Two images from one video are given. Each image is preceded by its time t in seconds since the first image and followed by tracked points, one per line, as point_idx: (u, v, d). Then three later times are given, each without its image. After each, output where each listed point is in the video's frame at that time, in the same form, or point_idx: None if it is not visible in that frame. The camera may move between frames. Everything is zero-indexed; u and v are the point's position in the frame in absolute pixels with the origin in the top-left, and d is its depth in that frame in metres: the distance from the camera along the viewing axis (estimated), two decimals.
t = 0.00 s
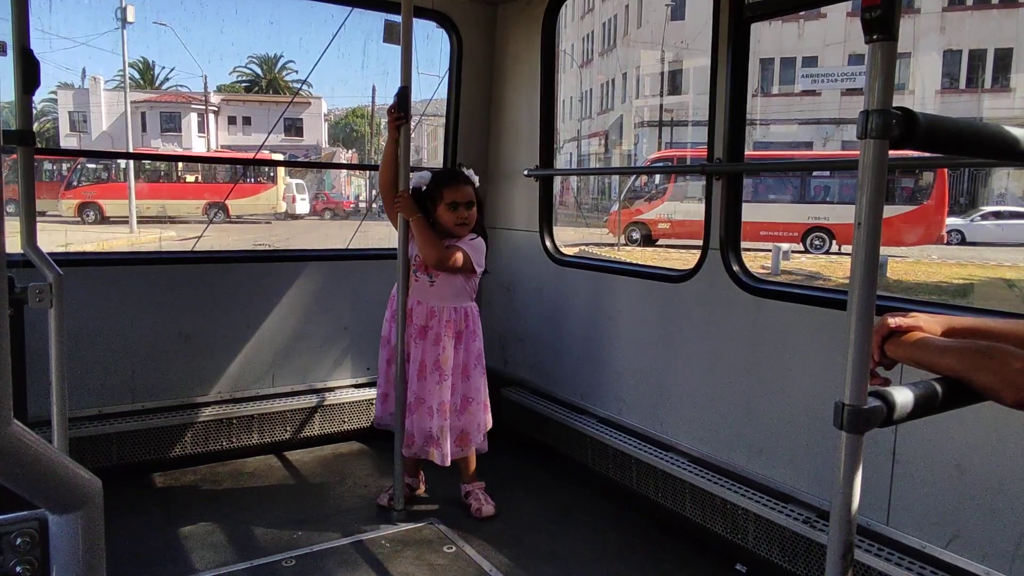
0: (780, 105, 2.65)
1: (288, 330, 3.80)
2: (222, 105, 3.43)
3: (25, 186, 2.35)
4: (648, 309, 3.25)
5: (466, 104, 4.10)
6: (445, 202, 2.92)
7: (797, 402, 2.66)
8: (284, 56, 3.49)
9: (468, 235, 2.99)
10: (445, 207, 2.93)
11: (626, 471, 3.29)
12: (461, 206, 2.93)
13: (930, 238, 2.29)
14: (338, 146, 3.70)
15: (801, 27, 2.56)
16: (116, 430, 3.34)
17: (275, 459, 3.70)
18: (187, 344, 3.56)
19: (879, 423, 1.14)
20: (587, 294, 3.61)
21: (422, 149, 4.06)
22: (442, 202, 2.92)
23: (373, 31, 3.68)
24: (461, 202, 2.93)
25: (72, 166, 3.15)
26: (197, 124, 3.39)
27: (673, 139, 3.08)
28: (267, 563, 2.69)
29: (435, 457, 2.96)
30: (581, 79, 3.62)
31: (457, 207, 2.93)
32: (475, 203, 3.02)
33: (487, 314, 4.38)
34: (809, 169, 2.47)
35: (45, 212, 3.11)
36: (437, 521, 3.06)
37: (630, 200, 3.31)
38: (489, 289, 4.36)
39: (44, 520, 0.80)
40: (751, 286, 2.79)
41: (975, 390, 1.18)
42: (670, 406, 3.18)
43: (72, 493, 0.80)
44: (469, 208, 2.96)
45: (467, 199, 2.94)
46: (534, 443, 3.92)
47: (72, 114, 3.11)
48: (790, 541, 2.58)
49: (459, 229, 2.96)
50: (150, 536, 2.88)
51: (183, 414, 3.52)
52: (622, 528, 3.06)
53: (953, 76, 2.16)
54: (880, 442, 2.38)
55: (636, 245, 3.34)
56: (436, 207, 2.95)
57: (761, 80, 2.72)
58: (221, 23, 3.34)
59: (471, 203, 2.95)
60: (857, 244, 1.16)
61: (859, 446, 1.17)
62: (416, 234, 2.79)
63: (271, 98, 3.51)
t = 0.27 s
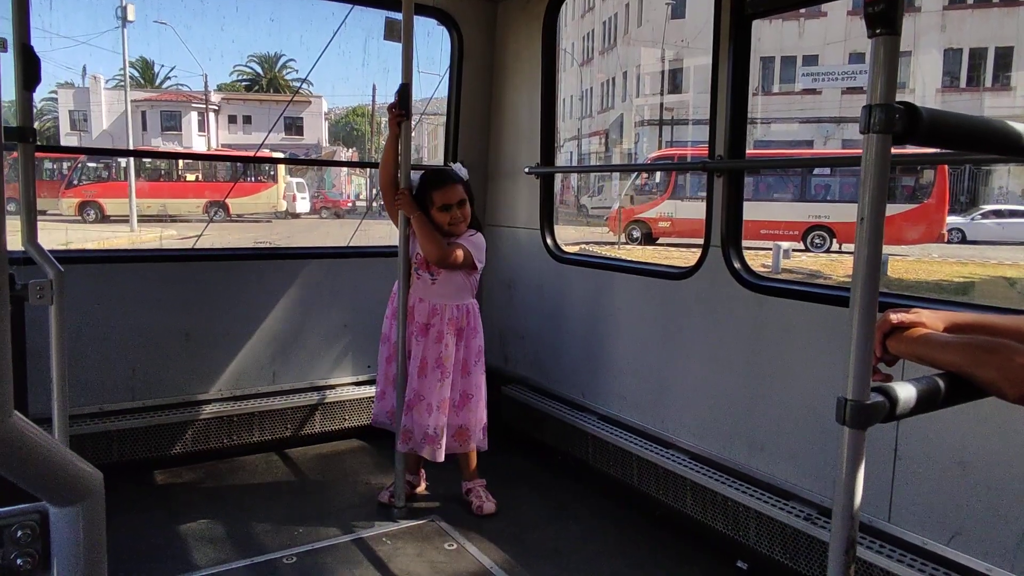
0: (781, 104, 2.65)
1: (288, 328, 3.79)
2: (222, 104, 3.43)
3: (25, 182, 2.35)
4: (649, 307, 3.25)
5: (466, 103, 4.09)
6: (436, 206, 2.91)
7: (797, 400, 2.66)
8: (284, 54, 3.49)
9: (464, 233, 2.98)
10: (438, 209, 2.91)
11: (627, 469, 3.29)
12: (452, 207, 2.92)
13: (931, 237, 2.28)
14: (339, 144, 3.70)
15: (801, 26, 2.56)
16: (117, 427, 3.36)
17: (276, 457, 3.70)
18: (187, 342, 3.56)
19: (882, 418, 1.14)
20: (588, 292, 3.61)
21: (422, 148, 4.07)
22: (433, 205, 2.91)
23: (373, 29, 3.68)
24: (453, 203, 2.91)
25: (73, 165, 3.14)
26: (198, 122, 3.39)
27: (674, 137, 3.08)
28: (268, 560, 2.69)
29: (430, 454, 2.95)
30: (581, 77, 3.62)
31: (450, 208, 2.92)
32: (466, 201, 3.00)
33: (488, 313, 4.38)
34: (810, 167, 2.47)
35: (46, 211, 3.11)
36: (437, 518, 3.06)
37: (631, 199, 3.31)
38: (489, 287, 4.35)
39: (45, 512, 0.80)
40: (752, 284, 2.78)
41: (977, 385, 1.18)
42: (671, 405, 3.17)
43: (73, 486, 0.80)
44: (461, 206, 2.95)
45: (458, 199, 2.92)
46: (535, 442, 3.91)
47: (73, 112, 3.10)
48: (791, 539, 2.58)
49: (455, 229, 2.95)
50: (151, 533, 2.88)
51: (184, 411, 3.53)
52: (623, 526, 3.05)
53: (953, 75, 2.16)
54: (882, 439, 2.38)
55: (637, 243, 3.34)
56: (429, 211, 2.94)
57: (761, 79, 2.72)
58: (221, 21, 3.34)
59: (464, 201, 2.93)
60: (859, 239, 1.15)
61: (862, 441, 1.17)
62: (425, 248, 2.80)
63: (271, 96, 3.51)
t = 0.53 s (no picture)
0: (781, 103, 2.65)
1: (289, 329, 3.80)
2: (223, 104, 3.43)
3: (26, 184, 2.35)
4: (649, 307, 3.25)
5: (467, 103, 4.09)
6: (436, 206, 2.91)
7: (796, 401, 2.66)
8: (284, 54, 3.49)
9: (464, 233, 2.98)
10: (438, 210, 2.91)
11: (627, 469, 3.29)
12: (451, 208, 2.92)
13: (931, 236, 2.28)
14: (339, 144, 3.69)
15: (802, 25, 2.56)
16: (117, 429, 3.36)
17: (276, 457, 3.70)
18: (187, 343, 3.56)
19: (879, 420, 1.14)
20: (588, 292, 3.60)
21: (422, 147, 4.06)
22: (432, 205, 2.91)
23: (373, 29, 3.68)
24: (452, 204, 2.91)
25: (73, 165, 3.14)
26: (198, 122, 3.39)
27: (674, 137, 3.08)
28: (268, 561, 2.69)
29: (438, 452, 2.98)
30: (582, 77, 3.61)
31: (449, 209, 2.91)
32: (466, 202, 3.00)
33: (488, 312, 4.38)
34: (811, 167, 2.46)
35: (46, 211, 3.11)
36: (437, 519, 3.06)
37: (631, 198, 3.31)
38: (490, 287, 4.35)
39: (42, 518, 0.81)
40: (752, 284, 2.78)
41: (975, 387, 1.17)
42: (671, 405, 3.17)
43: (71, 493, 0.80)
44: (460, 207, 2.94)
45: (457, 200, 2.92)
46: (535, 442, 3.91)
47: (73, 112, 3.10)
48: (790, 540, 2.58)
49: (454, 229, 2.95)
50: (151, 534, 2.88)
51: (184, 412, 3.53)
52: (622, 526, 3.05)
53: (954, 74, 2.16)
54: (881, 440, 2.38)
55: (637, 243, 3.34)
56: (428, 212, 2.93)
57: (762, 78, 2.71)
58: (222, 21, 3.34)
59: (462, 201, 2.93)
60: (857, 241, 1.15)
61: (858, 444, 1.17)
62: (434, 256, 2.82)
63: (272, 96, 3.51)
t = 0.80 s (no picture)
0: (782, 103, 2.65)
1: (290, 328, 3.80)
2: (224, 104, 3.42)
3: (30, 182, 2.36)
4: (651, 306, 3.25)
5: (467, 102, 4.10)
6: (439, 204, 2.91)
7: (799, 399, 2.66)
8: (285, 53, 3.49)
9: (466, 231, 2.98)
10: (440, 208, 2.91)
11: (630, 468, 3.29)
12: (455, 205, 2.92)
13: (932, 236, 2.28)
14: (340, 143, 3.70)
15: (803, 25, 2.57)
16: (119, 427, 3.36)
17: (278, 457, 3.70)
18: (189, 342, 3.56)
19: (885, 418, 1.15)
20: (590, 292, 3.61)
21: (423, 147, 4.06)
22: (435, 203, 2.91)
23: (374, 28, 3.68)
24: (455, 202, 2.91)
25: (75, 164, 3.14)
26: (199, 121, 3.39)
27: (675, 136, 3.08)
28: (271, 560, 2.70)
29: (442, 451, 2.98)
30: (582, 77, 3.62)
31: (452, 207, 2.92)
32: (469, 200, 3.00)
33: (489, 312, 4.38)
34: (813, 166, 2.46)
35: (47, 210, 3.13)
36: (440, 517, 3.06)
37: (632, 198, 3.31)
38: (491, 287, 4.36)
39: (53, 513, 0.81)
40: (754, 283, 2.79)
41: (980, 385, 1.18)
42: (673, 405, 3.18)
43: (80, 488, 0.80)
44: (463, 205, 2.95)
45: (460, 198, 2.92)
46: (537, 441, 3.92)
47: (73, 111, 3.11)
48: (793, 538, 2.59)
49: (457, 227, 2.95)
50: (153, 533, 2.88)
51: (186, 411, 3.53)
52: (625, 525, 3.06)
53: (955, 73, 2.16)
54: (884, 439, 2.39)
55: (638, 242, 3.34)
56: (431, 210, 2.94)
57: (763, 78, 2.72)
58: (223, 21, 3.34)
59: (465, 199, 2.94)
60: (863, 238, 1.15)
61: (865, 441, 1.17)
62: (438, 255, 2.82)
63: (273, 95, 3.51)
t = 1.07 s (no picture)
0: (782, 102, 2.65)
1: (289, 328, 3.80)
2: (223, 103, 3.43)
3: (28, 181, 2.36)
4: (650, 306, 3.25)
5: (467, 102, 4.10)
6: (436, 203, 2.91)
7: (797, 399, 2.66)
8: (285, 53, 3.49)
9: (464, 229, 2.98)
10: (438, 207, 2.92)
11: (629, 468, 3.29)
12: (452, 204, 2.92)
13: (932, 235, 2.28)
14: (340, 143, 3.70)
15: (802, 24, 2.57)
16: (118, 427, 3.38)
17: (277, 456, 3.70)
18: (188, 342, 3.56)
19: (884, 417, 1.15)
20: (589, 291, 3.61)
21: (423, 147, 4.07)
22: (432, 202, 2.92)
23: (374, 28, 3.68)
24: (453, 200, 2.91)
25: (74, 164, 3.14)
26: (198, 121, 3.39)
27: (674, 136, 3.08)
28: (270, 560, 2.70)
29: (441, 450, 2.98)
30: (582, 76, 3.62)
31: (450, 206, 2.92)
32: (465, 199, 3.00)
33: (489, 311, 4.38)
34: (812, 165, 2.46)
35: (46, 209, 3.11)
36: (439, 517, 3.06)
37: (632, 198, 3.31)
38: (490, 286, 4.36)
39: (51, 513, 0.82)
40: (753, 282, 2.79)
41: (977, 385, 1.18)
42: (672, 404, 3.18)
43: (79, 489, 0.80)
44: (460, 204, 2.95)
45: (458, 196, 2.92)
46: (536, 440, 3.92)
47: (73, 111, 3.11)
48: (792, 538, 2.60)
49: (454, 226, 2.96)
50: (153, 533, 2.88)
51: (185, 411, 3.54)
52: (624, 525, 3.06)
53: (954, 73, 2.16)
54: (883, 438, 2.39)
55: (638, 242, 3.35)
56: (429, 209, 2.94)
57: (762, 78, 2.72)
58: (222, 20, 3.34)
59: (462, 197, 2.94)
60: (860, 239, 1.15)
61: (863, 441, 1.17)
62: (437, 255, 2.82)
63: (272, 95, 3.51)
